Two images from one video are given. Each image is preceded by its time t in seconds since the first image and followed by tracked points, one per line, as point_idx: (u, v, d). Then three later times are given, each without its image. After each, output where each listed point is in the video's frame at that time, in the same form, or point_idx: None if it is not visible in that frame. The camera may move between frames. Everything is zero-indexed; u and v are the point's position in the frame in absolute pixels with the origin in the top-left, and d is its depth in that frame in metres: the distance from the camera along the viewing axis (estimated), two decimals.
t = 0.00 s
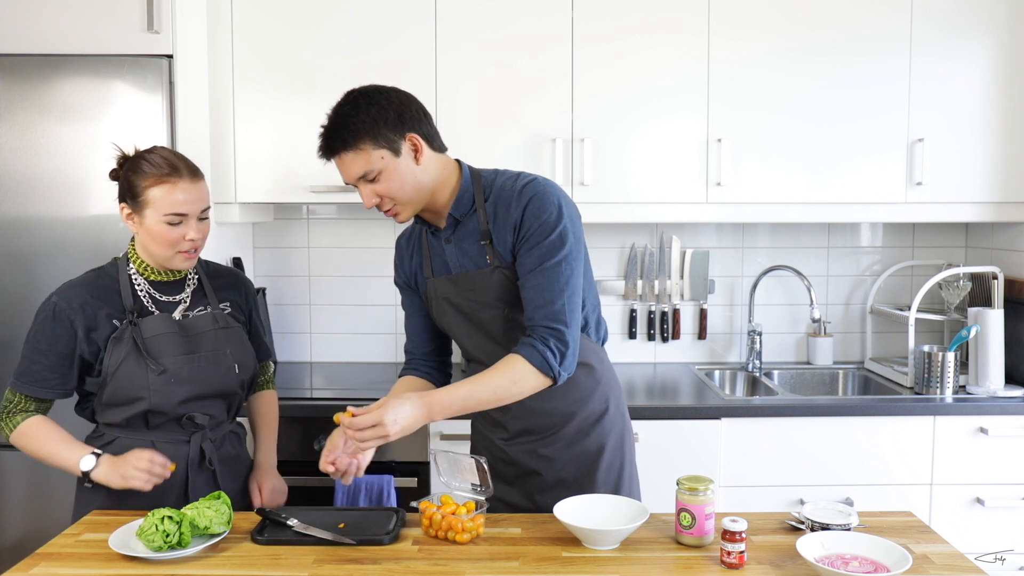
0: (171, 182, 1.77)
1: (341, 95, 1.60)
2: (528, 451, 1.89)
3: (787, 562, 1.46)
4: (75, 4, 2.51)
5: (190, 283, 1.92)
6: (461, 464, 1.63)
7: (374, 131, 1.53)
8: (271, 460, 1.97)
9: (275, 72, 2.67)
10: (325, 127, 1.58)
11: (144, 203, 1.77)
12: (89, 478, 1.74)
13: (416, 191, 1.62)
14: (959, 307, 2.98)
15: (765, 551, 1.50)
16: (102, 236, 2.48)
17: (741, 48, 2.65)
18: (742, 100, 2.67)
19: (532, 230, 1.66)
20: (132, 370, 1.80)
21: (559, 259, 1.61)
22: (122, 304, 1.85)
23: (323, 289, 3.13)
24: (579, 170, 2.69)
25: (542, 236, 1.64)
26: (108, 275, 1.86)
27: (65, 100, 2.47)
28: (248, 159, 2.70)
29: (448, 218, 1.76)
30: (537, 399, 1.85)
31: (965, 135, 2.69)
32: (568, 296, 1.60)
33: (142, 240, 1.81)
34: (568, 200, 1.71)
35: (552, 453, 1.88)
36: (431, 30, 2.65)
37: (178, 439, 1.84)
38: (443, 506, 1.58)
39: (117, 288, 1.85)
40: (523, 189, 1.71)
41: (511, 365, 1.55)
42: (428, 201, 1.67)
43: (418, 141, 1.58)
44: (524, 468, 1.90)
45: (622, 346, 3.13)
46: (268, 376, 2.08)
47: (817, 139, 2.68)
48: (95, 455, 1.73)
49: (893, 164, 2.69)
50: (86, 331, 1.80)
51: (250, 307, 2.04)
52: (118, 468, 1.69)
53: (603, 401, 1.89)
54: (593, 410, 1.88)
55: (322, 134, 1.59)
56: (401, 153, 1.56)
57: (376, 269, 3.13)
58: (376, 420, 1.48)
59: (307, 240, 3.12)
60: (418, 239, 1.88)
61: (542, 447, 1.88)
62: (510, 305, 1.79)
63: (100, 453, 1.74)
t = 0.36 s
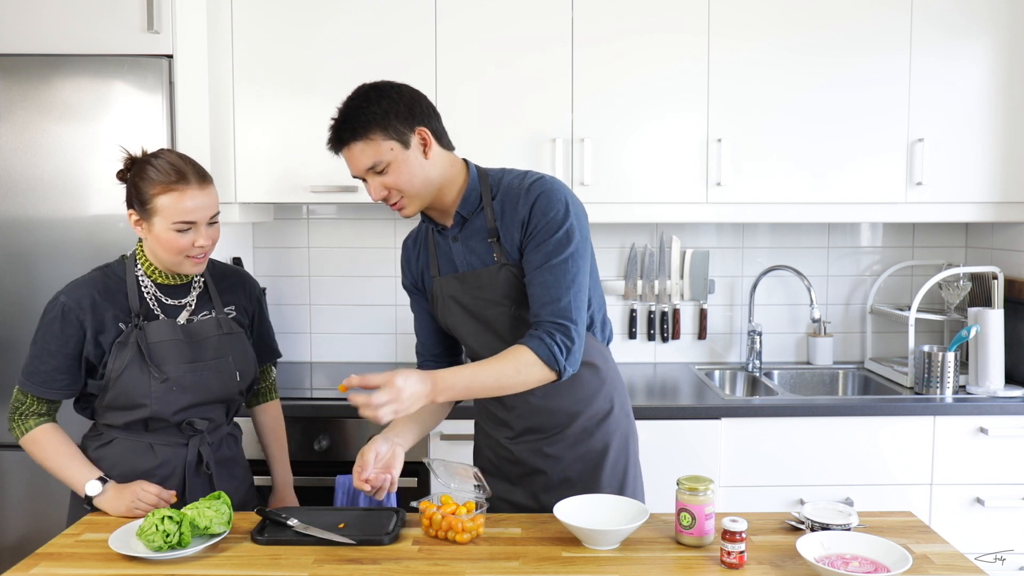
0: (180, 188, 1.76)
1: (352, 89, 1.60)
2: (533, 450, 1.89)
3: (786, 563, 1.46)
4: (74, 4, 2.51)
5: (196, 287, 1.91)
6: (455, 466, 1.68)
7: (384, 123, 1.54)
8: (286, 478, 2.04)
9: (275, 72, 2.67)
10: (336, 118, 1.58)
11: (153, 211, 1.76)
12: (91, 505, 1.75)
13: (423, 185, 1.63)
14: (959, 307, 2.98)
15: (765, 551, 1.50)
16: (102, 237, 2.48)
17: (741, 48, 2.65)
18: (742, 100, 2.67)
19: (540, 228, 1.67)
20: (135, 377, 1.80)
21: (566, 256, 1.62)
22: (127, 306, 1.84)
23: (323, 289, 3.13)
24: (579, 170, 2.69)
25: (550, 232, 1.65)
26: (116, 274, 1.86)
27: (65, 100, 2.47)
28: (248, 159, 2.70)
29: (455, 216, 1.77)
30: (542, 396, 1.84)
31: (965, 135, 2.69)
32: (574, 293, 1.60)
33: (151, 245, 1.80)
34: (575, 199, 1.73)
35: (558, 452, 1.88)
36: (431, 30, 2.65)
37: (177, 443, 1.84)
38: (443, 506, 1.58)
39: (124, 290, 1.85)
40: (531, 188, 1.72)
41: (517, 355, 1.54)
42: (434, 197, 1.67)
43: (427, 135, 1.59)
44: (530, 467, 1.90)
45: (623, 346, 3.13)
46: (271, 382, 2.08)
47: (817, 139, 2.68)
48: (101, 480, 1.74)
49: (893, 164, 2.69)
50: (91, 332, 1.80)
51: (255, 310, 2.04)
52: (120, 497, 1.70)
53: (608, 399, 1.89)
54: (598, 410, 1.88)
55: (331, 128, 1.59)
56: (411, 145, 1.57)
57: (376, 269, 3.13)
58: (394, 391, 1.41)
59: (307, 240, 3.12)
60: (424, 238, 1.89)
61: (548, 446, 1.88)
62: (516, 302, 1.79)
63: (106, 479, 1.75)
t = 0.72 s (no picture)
0: (186, 189, 1.76)
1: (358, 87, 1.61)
2: (534, 449, 1.89)
3: (786, 563, 1.46)
4: (74, 4, 2.51)
5: (200, 287, 1.91)
6: (459, 463, 1.65)
7: (389, 121, 1.54)
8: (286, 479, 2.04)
9: (275, 72, 2.67)
10: (342, 116, 1.58)
11: (158, 210, 1.76)
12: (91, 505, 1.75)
13: (427, 183, 1.63)
14: (959, 307, 2.98)
15: (765, 551, 1.50)
16: (102, 236, 2.48)
17: (741, 47, 2.65)
18: (742, 100, 2.67)
19: (543, 228, 1.68)
20: (137, 377, 1.81)
21: (569, 257, 1.62)
22: (131, 305, 1.84)
23: (324, 289, 3.13)
24: (579, 170, 2.68)
25: (553, 232, 1.66)
26: (121, 273, 1.86)
27: (65, 100, 2.47)
28: (248, 159, 2.70)
29: (458, 215, 1.77)
30: (543, 395, 1.84)
31: (965, 135, 2.69)
32: (576, 293, 1.61)
33: (156, 244, 1.81)
34: (579, 199, 1.73)
35: (558, 451, 1.88)
36: (431, 30, 2.65)
37: (178, 444, 1.84)
38: (443, 506, 1.58)
39: (128, 289, 1.85)
40: (535, 188, 1.72)
41: (517, 351, 1.56)
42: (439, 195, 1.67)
43: (433, 134, 1.59)
44: (530, 466, 1.90)
45: (623, 346, 3.13)
46: (274, 387, 2.08)
47: (817, 139, 2.68)
48: (101, 480, 1.74)
49: (893, 164, 2.69)
50: (94, 331, 1.80)
51: (259, 311, 2.03)
52: (119, 498, 1.70)
53: (609, 399, 1.90)
54: (599, 409, 1.88)
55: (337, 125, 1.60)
56: (416, 144, 1.58)
57: (376, 269, 3.13)
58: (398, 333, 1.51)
59: (307, 240, 3.12)
60: (427, 237, 1.89)
61: (548, 445, 1.87)
62: (518, 302, 1.79)
63: (106, 480, 1.76)
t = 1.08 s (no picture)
0: (185, 189, 1.76)
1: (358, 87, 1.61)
2: (533, 448, 1.89)
3: (786, 562, 1.46)
4: (74, 4, 2.51)
5: (197, 288, 1.91)
6: (457, 467, 1.68)
7: (391, 122, 1.55)
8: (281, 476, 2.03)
9: (275, 73, 2.67)
10: (343, 115, 1.59)
11: (155, 211, 1.76)
12: (90, 504, 1.75)
13: (429, 183, 1.63)
14: (959, 307, 2.98)
15: (765, 551, 1.50)
16: (101, 236, 2.48)
17: (741, 47, 2.65)
18: (742, 100, 2.67)
19: (543, 229, 1.68)
20: (134, 377, 1.80)
21: (570, 258, 1.62)
22: (128, 305, 1.84)
23: (324, 289, 3.13)
24: (579, 170, 2.68)
25: (553, 233, 1.66)
26: (117, 273, 1.86)
27: (65, 100, 2.47)
28: (248, 159, 2.70)
29: (459, 215, 1.77)
30: (541, 394, 1.84)
31: (965, 136, 2.69)
32: (576, 295, 1.61)
33: (153, 245, 1.81)
34: (579, 200, 1.73)
35: (558, 450, 1.88)
36: (431, 30, 2.65)
37: (175, 445, 1.84)
38: (443, 506, 1.58)
39: (125, 289, 1.85)
40: (535, 189, 1.72)
41: (517, 352, 1.56)
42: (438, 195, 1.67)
43: (434, 134, 1.60)
44: (530, 465, 1.90)
45: (622, 346, 3.13)
46: (272, 388, 2.08)
47: (817, 139, 2.68)
48: (101, 481, 1.74)
49: (893, 164, 2.69)
50: (91, 331, 1.80)
51: (256, 312, 2.03)
52: (119, 498, 1.70)
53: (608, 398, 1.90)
54: (598, 408, 1.88)
55: (338, 125, 1.60)
56: (416, 144, 1.58)
57: (376, 269, 3.13)
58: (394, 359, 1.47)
59: (308, 240, 3.12)
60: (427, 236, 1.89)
61: (548, 443, 1.87)
62: (518, 302, 1.78)
63: (105, 480, 1.76)
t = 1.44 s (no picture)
0: (181, 189, 1.76)
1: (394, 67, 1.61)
2: (526, 447, 1.88)
3: (786, 563, 1.46)
4: (74, 4, 2.51)
5: (195, 287, 1.91)
6: (460, 465, 1.65)
7: (429, 108, 1.55)
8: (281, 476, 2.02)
9: (276, 73, 2.67)
10: (376, 95, 1.58)
11: (154, 209, 1.76)
12: (90, 504, 1.75)
13: (455, 172, 1.65)
14: (959, 307, 2.98)
15: (765, 551, 1.50)
16: (102, 236, 2.48)
17: (741, 47, 2.65)
18: (741, 100, 2.67)
19: (564, 229, 1.70)
20: (132, 377, 1.80)
21: (590, 262, 1.66)
22: (126, 305, 1.84)
23: (323, 289, 3.13)
24: (579, 170, 2.68)
25: (571, 236, 1.69)
26: (115, 273, 1.86)
27: (65, 100, 2.47)
28: (248, 159, 2.70)
29: (476, 204, 1.78)
30: (537, 392, 1.84)
31: (965, 136, 2.69)
32: (596, 299, 1.66)
33: (150, 242, 1.80)
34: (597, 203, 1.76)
35: (550, 451, 1.87)
36: (431, 30, 2.65)
37: (174, 444, 1.84)
38: (443, 506, 1.58)
39: (122, 288, 1.85)
40: (557, 188, 1.74)
41: (534, 355, 1.61)
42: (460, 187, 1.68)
43: (467, 124, 1.62)
44: (521, 465, 1.89)
45: (622, 346, 3.13)
46: (270, 387, 2.08)
47: (817, 139, 2.68)
48: (101, 481, 1.74)
49: (893, 164, 2.69)
50: (89, 331, 1.80)
51: (254, 310, 2.03)
52: (119, 498, 1.70)
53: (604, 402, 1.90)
54: (592, 410, 1.88)
55: (370, 102, 1.58)
56: (449, 133, 1.59)
57: (375, 269, 3.13)
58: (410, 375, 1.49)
59: (307, 240, 3.12)
60: (438, 221, 1.90)
61: (541, 443, 1.87)
62: (525, 297, 1.78)
63: (105, 480, 1.76)
